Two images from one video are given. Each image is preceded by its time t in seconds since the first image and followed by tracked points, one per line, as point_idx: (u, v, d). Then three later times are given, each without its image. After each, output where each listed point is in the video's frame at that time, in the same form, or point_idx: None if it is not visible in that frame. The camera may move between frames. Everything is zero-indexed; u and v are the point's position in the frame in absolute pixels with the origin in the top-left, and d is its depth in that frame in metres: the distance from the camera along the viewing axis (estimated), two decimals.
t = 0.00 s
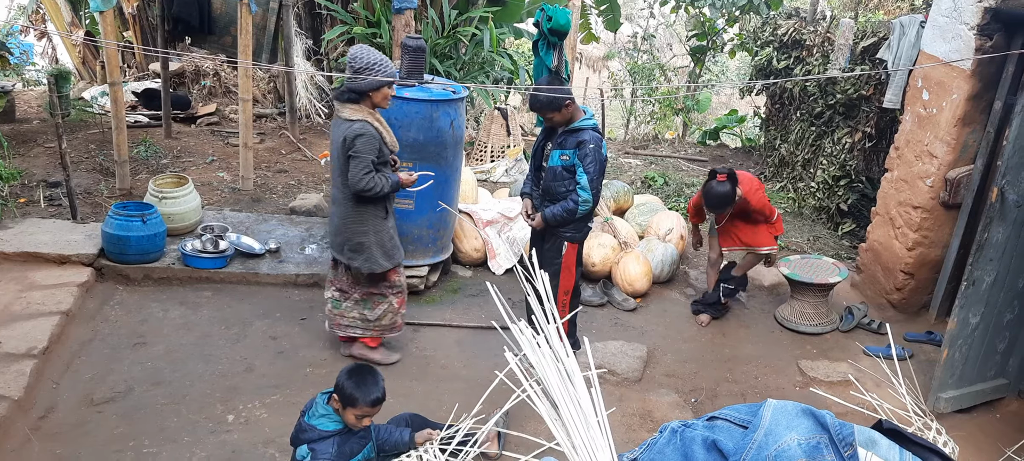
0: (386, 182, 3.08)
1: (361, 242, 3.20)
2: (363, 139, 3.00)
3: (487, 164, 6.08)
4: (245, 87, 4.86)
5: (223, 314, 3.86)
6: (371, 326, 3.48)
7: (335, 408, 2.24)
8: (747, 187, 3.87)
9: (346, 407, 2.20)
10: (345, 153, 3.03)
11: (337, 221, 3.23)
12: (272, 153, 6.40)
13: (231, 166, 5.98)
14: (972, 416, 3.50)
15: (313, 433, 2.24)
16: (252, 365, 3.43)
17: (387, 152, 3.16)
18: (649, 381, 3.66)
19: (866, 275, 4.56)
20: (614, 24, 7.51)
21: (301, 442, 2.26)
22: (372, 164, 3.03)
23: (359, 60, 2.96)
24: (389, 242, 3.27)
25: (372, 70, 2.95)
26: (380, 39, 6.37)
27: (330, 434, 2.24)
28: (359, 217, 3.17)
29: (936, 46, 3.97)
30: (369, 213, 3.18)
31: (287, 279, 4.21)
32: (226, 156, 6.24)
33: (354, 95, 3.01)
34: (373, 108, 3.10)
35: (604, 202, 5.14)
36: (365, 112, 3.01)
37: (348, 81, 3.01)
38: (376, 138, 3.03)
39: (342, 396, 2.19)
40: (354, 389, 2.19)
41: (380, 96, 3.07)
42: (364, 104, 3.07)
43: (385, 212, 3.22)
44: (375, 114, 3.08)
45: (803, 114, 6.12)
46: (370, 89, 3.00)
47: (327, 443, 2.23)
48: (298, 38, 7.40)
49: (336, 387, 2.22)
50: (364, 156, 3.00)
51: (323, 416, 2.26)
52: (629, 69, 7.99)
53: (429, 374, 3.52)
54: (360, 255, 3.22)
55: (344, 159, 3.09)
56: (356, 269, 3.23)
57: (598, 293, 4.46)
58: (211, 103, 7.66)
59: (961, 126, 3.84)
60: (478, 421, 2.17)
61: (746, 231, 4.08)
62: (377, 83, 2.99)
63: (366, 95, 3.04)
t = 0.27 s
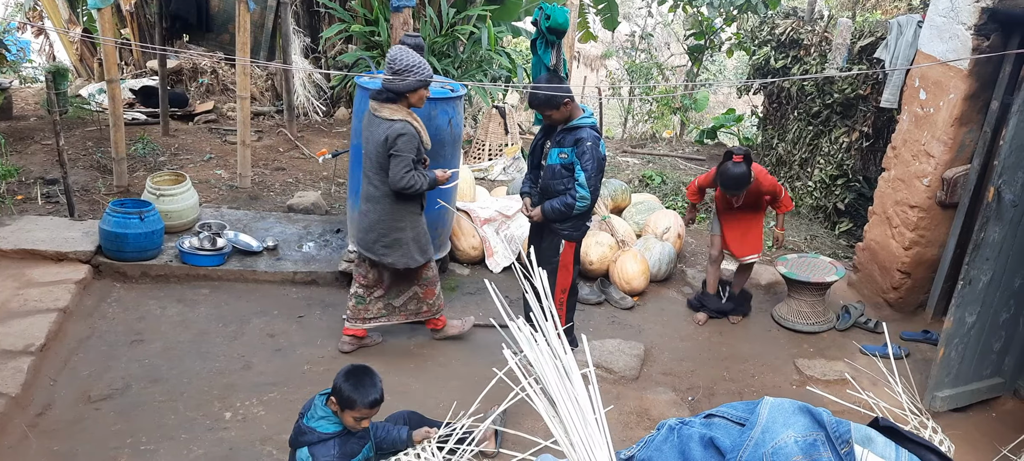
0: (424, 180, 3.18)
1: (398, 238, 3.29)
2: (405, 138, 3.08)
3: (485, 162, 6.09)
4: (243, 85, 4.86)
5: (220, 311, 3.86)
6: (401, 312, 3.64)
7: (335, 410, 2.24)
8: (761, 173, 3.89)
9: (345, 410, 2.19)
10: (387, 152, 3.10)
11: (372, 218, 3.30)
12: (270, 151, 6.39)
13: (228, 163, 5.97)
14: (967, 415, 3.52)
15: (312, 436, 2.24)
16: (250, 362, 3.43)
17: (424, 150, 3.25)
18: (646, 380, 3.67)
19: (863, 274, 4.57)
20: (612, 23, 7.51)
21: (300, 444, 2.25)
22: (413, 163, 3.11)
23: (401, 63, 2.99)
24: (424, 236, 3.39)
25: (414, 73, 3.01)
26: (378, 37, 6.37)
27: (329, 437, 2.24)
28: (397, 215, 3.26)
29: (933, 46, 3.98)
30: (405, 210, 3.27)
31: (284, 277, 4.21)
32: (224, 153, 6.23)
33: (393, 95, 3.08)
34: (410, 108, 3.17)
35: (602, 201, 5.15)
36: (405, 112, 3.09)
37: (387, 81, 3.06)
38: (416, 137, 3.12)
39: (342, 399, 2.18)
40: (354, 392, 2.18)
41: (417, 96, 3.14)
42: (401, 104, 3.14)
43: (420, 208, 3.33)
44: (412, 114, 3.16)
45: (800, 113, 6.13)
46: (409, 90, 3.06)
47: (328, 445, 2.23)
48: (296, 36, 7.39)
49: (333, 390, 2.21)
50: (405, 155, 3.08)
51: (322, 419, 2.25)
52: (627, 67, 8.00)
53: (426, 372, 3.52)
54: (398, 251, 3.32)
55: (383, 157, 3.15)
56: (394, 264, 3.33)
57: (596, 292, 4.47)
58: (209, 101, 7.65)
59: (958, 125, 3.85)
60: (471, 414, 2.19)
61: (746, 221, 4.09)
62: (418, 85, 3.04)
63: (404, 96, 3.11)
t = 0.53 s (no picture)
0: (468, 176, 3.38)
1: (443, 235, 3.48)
2: (450, 136, 3.30)
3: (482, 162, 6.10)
4: (241, 84, 4.86)
5: (217, 310, 3.86)
6: (428, 311, 3.66)
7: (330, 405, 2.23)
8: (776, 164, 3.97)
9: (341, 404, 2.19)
10: (434, 151, 3.31)
11: (419, 217, 3.49)
12: (268, 150, 6.40)
13: (226, 162, 5.96)
14: (964, 415, 3.52)
15: (307, 431, 2.24)
16: (247, 362, 3.43)
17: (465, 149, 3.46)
18: (643, 379, 3.67)
19: (860, 274, 4.58)
20: (610, 23, 7.51)
21: (297, 439, 2.26)
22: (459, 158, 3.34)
23: (440, 62, 3.24)
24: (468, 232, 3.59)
25: (453, 70, 3.26)
26: (376, 37, 6.37)
27: (325, 431, 2.24)
28: (444, 211, 3.46)
29: (931, 46, 3.98)
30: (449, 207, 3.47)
31: (282, 276, 4.21)
32: (222, 152, 6.22)
33: (433, 95, 3.31)
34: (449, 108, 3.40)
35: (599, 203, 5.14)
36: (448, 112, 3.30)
37: (428, 82, 3.29)
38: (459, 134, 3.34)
39: (338, 393, 2.18)
40: (350, 386, 2.17)
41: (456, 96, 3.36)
42: (442, 104, 3.36)
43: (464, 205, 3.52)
44: (452, 113, 3.37)
45: (798, 113, 6.14)
46: (449, 89, 3.29)
47: (323, 440, 2.23)
48: (294, 35, 7.40)
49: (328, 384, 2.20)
50: (450, 153, 3.30)
51: (317, 414, 2.25)
52: (625, 67, 8.01)
53: (424, 372, 3.51)
54: (444, 248, 3.50)
55: (429, 157, 3.36)
56: (443, 260, 3.50)
57: (593, 291, 4.48)
58: (207, 100, 7.65)
59: (955, 125, 3.85)
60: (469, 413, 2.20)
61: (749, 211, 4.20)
62: (457, 83, 3.28)
63: (444, 96, 3.33)
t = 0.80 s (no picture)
0: (497, 172, 3.43)
1: (464, 230, 3.55)
2: (479, 134, 3.34)
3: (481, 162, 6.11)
4: (241, 84, 4.86)
5: (216, 310, 3.86)
6: (450, 304, 3.72)
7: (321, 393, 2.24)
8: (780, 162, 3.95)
9: (335, 389, 2.19)
10: (464, 148, 3.36)
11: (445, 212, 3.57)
12: (267, 149, 6.40)
13: (225, 162, 5.97)
14: (962, 415, 3.53)
15: (297, 418, 2.25)
16: (246, 361, 3.43)
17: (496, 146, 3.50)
18: (642, 379, 3.67)
19: (859, 274, 4.59)
20: (609, 23, 7.51)
21: (287, 429, 2.27)
22: (490, 155, 3.38)
23: (476, 59, 3.27)
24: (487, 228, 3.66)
25: (488, 68, 3.28)
26: (375, 36, 6.37)
27: (315, 418, 2.25)
28: (470, 206, 3.53)
29: (929, 47, 3.98)
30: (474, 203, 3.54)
31: (281, 275, 4.21)
32: (221, 152, 6.22)
33: (468, 92, 3.35)
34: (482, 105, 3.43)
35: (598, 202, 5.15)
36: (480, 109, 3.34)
37: (463, 80, 3.33)
38: (490, 131, 3.38)
39: (331, 379, 2.18)
40: (344, 370, 2.18)
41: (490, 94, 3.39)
42: (475, 101, 3.39)
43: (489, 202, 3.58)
44: (485, 110, 3.40)
45: (797, 113, 6.15)
46: (483, 87, 3.33)
47: (313, 427, 2.23)
48: (293, 35, 7.41)
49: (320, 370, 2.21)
50: (480, 150, 3.35)
51: (308, 401, 2.27)
52: (624, 68, 8.01)
53: (423, 372, 3.51)
54: (463, 243, 3.56)
55: (459, 154, 3.41)
56: (461, 254, 3.57)
57: (592, 291, 4.48)
58: (206, 99, 7.64)
59: (954, 126, 3.86)
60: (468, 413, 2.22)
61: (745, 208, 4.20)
62: (491, 81, 3.31)
63: (479, 93, 3.36)
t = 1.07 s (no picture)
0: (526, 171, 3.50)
1: (495, 226, 3.64)
2: (508, 134, 3.42)
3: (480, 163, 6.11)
4: (239, 84, 4.86)
5: (215, 310, 3.85)
6: (469, 295, 3.74)
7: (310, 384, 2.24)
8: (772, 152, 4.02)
9: (330, 380, 2.22)
10: (494, 146, 3.46)
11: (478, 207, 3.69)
12: (266, 150, 6.39)
13: (224, 162, 5.96)
14: (961, 417, 3.53)
15: (291, 410, 2.23)
16: (245, 362, 3.42)
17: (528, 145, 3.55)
18: (641, 380, 3.67)
19: (857, 276, 4.59)
20: (608, 24, 7.52)
21: (281, 424, 2.24)
22: (517, 155, 3.44)
23: (508, 61, 3.30)
24: (521, 225, 3.71)
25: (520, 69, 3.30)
26: (374, 37, 6.36)
27: (308, 407, 2.23)
28: (501, 203, 3.61)
29: (928, 49, 3.99)
30: (507, 201, 3.62)
31: (280, 276, 4.21)
32: (219, 152, 6.22)
33: (500, 92, 3.40)
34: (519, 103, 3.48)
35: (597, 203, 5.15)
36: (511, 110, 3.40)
37: (497, 82, 3.37)
38: (519, 131, 3.43)
39: (325, 370, 2.21)
40: (336, 359, 2.21)
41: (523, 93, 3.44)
42: (508, 101, 3.44)
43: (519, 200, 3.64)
44: (517, 110, 3.46)
45: (796, 115, 6.15)
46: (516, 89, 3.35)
47: (308, 414, 2.21)
48: (292, 35, 7.41)
49: (311, 363, 2.22)
50: (508, 150, 3.43)
51: (298, 393, 2.25)
52: (623, 69, 8.02)
53: (422, 373, 3.51)
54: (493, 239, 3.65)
55: (491, 152, 3.51)
56: (490, 248, 3.65)
57: (591, 292, 4.48)
58: (205, 100, 7.64)
59: (953, 128, 3.86)
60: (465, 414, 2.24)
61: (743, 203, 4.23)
62: (524, 83, 3.32)
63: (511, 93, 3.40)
